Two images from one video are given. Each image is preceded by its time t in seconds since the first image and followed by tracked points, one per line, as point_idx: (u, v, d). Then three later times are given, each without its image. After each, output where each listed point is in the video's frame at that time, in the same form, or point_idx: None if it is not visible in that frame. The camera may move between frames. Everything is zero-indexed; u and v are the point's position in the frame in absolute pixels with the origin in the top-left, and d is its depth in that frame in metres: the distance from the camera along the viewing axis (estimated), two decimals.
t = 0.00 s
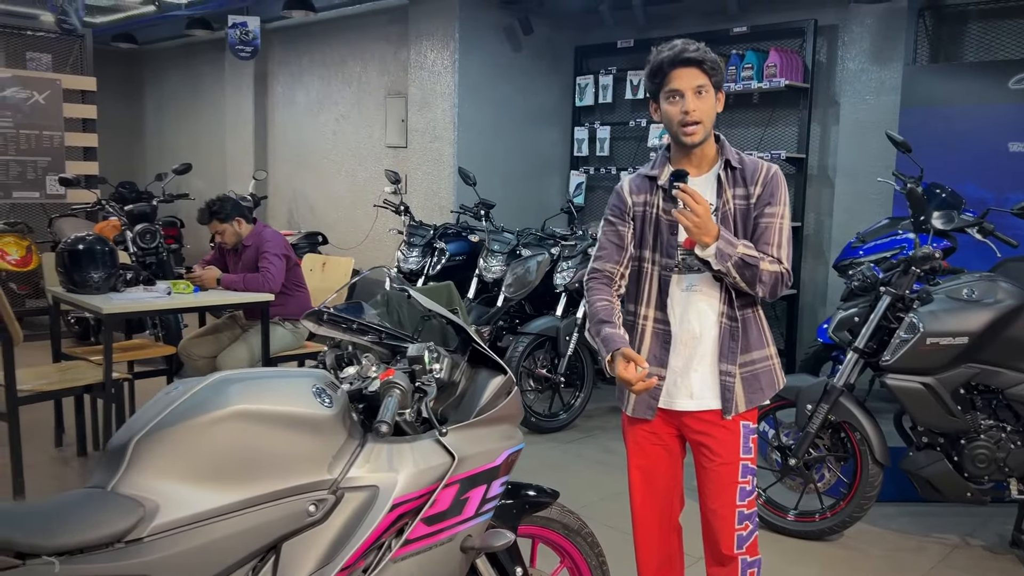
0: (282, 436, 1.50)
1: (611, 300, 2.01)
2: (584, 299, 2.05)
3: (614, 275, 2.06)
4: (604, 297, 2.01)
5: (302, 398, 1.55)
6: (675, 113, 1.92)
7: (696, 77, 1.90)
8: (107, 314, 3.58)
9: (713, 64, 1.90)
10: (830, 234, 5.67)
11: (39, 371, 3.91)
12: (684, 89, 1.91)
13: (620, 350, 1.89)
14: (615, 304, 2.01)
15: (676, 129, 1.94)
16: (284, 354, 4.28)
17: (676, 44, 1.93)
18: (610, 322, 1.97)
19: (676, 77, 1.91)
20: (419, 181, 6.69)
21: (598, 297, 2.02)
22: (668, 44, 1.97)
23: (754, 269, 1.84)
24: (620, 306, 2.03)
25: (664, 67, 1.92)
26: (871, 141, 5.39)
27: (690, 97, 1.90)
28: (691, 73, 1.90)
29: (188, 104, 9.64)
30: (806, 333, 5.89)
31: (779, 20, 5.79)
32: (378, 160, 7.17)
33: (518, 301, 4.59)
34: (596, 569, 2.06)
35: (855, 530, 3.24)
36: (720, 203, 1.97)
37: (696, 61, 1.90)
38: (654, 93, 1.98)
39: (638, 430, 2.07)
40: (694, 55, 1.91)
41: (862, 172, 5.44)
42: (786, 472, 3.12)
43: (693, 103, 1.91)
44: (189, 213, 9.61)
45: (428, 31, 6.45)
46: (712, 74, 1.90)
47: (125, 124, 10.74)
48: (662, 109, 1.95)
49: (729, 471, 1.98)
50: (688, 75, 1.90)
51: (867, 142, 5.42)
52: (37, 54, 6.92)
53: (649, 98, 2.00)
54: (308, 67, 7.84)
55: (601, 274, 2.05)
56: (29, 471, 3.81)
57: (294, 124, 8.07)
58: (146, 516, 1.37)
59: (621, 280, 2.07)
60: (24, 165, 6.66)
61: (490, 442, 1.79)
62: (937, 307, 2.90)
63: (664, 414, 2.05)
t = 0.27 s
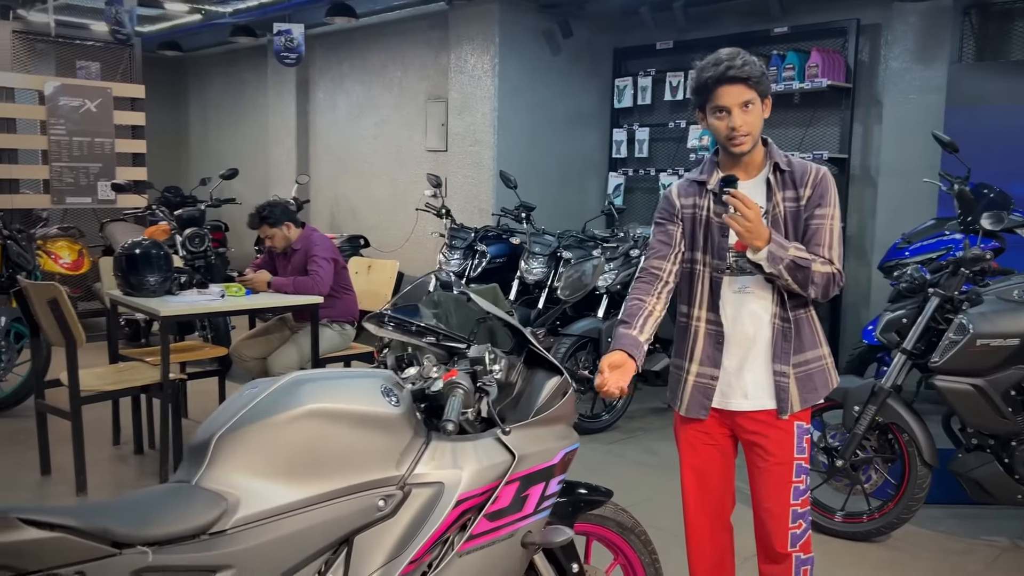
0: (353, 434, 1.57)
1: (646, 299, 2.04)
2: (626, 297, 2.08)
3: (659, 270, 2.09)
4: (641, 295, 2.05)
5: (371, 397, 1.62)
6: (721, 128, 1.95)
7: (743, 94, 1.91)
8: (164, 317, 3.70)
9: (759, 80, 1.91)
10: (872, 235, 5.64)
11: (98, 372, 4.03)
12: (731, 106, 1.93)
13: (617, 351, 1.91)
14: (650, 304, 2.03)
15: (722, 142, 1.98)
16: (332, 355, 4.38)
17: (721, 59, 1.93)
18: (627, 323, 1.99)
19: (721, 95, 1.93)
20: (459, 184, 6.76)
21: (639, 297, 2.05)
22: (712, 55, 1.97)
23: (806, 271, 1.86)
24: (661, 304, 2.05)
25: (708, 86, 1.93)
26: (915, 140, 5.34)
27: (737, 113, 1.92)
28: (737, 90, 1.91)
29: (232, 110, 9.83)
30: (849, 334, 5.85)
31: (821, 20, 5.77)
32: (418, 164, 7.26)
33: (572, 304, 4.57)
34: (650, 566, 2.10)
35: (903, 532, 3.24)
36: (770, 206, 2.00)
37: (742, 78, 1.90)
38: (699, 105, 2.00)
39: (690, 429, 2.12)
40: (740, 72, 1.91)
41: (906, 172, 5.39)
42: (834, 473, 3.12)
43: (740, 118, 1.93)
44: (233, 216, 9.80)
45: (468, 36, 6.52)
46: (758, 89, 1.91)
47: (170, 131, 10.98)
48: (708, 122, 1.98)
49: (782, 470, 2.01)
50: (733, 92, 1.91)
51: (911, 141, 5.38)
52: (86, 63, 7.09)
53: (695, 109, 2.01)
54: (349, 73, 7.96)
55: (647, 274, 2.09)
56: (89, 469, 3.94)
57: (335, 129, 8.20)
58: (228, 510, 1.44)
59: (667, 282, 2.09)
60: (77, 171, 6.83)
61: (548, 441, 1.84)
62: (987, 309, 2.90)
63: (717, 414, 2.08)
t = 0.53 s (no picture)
0: (377, 430, 1.60)
1: (664, 304, 2.07)
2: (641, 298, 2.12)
3: (673, 276, 2.12)
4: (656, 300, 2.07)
5: (394, 394, 1.65)
6: (737, 125, 1.97)
7: (758, 90, 1.93)
8: (184, 315, 3.75)
9: (776, 76, 1.93)
10: (885, 233, 5.64)
11: (118, 370, 4.09)
12: (747, 102, 1.94)
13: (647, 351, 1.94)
14: (667, 305, 2.07)
15: (739, 139, 1.99)
16: (348, 354, 4.42)
17: (738, 57, 1.96)
18: (650, 323, 2.03)
19: (737, 91, 1.95)
20: (472, 183, 6.80)
21: (654, 298, 2.08)
22: (730, 54, 2.00)
23: (819, 271, 1.88)
24: (678, 308, 2.08)
25: (726, 81, 1.96)
26: (928, 139, 5.34)
27: (752, 110, 1.94)
28: (753, 87, 1.93)
29: (246, 110, 9.90)
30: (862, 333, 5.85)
31: (834, 18, 5.77)
32: (431, 164, 7.30)
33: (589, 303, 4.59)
34: (666, 562, 2.13)
35: (917, 530, 3.25)
36: (784, 207, 2.02)
37: (758, 75, 1.92)
38: (716, 104, 2.02)
39: (704, 427, 2.14)
40: (756, 69, 1.93)
41: (920, 170, 5.38)
42: (847, 471, 3.14)
43: (755, 115, 1.95)
44: (246, 216, 9.87)
45: (481, 36, 6.55)
46: (774, 86, 1.93)
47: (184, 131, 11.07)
48: (724, 119, 2.00)
49: (796, 468, 2.03)
50: (748, 88, 1.93)
51: (925, 139, 5.37)
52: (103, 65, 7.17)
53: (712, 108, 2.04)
54: (362, 73, 8.01)
55: (661, 278, 2.11)
56: (109, 466, 3.99)
57: (348, 129, 8.25)
58: (256, 504, 1.48)
59: (682, 283, 2.13)
60: (94, 172, 6.90)
61: (566, 438, 1.87)
62: (1002, 308, 2.90)
63: (731, 412, 2.11)
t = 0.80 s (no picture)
0: (387, 427, 1.62)
1: (666, 296, 2.07)
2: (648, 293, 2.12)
3: (679, 269, 2.12)
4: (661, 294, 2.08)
5: (404, 391, 1.67)
6: (735, 125, 1.98)
7: (756, 91, 1.94)
8: (195, 314, 3.78)
9: (774, 75, 1.93)
10: (895, 232, 5.62)
11: (130, 368, 4.12)
12: (745, 102, 1.96)
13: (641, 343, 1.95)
14: (668, 300, 2.07)
15: (739, 139, 2.01)
16: (358, 352, 4.44)
17: (739, 56, 1.97)
18: (649, 317, 2.03)
19: (737, 91, 1.97)
20: (481, 183, 6.81)
21: (659, 293, 2.08)
22: (734, 54, 2.01)
23: (827, 269, 1.88)
24: (682, 302, 2.08)
25: (726, 81, 1.97)
26: (939, 137, 5.32)
27: (750, 110, 1.96)
28: (751, 88, 1.95)
29: (255, 110, 9.94)
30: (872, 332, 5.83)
31: (843, 17, 5.75)
32: (440, 163, 7.32)
33: (598, 301, 4.61)
34: (674, 559, 2.13)
35: (927, 529, 3.24)
36: (793, 205, 2.02)
37: (754, 76, 1.94)
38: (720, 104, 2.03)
39: (713, 425, 2.14)
40: (754, 70, 1.94)
41: (931, 169, 5.36)
42: (857, 469, 3.14)
43: (753, 115, 1.96)
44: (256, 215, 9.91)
45: (489, 36, 6.56)
46: (773, 85, 1.93)
47: (194, 131, 11.12)
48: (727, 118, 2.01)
49: (804, 465, 2.03)
50: (746, 88, 1.95)
51: (935, 138, 5.35)
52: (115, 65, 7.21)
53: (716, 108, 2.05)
54: (371, 73, 8.03)
55: (667, 272, 2.12)
56: (121, 463, 4.03)
57: (358, 128, 8.28)
58: (269, 500, 1.50)
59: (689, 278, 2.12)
60: (106, 172, 6.95)
61: (575, 435, 1.88)
62: (1012, 306, 2.89)
63: (739, 410, 2.11)
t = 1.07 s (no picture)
0: (399, 422, 1.63)
1: (683, 286, 2.09)
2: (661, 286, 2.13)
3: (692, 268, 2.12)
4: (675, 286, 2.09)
5: (416, 387, 1.68)
6: (753, 120, 1.99)
7: (774, 87, 1.95)
8: (206, 312, 3.80)
9: (792, 72, 1.93)
10: (907, 230, 5.60)
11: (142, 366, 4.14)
12: (762, 97, 1.96)
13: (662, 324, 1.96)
14: (685, 291, 2.08)
15: (755, 134, 2.01)
16: (368, 350, 4.45)
17: (758, 52, 1.97)
18: (666, 304, 2.04)
19: (754, 86, 1.97)
20: (491, 181, 6.81)
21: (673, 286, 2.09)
22: (753, 49, 2.01)
23: (839, 266, 1.89)
24: (697, 294, 2.09)
25: (744, 75, 1.98)
26: (950, 135, 5.30)
27: (767, 106, 1.96)
28: (770, 83, 1.95)
29: (266, 109, 9.97)
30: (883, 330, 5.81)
31: (855, 14, 5.72)
32: (450, 162, 7.33)
33: (608, 298, 4.67)
34: (685, 557, 2.13)
35: (938, 528, 3.23)
36: (805, 202, 2.03)
37: (774, 71, 1.94)
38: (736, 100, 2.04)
39: (721, 422, 2.15)
40: (773, 65, 1.95)
41: (942, 167, 5.35)
42: (868, 468, 3.13)
43: (770, 111, 1.96)
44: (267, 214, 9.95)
45: (499, 34, 6.56)
46: (791, 82, 1.94)
47: (205, 130, 11.17)
48: (743, 113, 2.02)
49: (813, 463, 2.03)
50: (764, 84, 1.95)
51: (947, 135, 5.33)
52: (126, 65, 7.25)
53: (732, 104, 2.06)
54: (381, 71, 8.05)
55: (679, 269, 2.12)
56: (134, 460, 4.05)
57: (368, 127, 8.30)
58: (282, 495, 1.51)
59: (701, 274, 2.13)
60: (117, 170, 6.99)
61: (586, 432, 1.88)
62: None
63: (747, 406, 2.12)
